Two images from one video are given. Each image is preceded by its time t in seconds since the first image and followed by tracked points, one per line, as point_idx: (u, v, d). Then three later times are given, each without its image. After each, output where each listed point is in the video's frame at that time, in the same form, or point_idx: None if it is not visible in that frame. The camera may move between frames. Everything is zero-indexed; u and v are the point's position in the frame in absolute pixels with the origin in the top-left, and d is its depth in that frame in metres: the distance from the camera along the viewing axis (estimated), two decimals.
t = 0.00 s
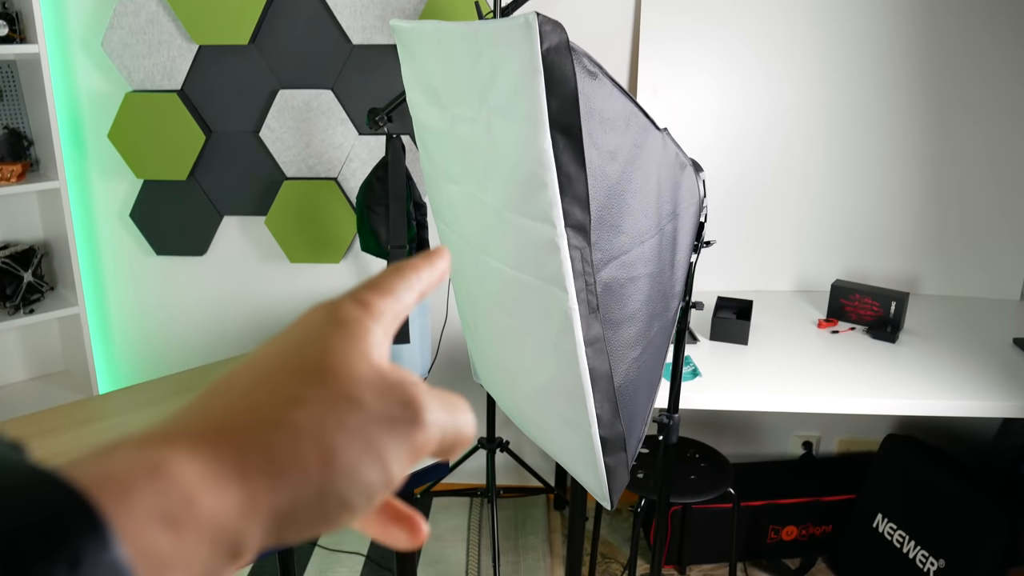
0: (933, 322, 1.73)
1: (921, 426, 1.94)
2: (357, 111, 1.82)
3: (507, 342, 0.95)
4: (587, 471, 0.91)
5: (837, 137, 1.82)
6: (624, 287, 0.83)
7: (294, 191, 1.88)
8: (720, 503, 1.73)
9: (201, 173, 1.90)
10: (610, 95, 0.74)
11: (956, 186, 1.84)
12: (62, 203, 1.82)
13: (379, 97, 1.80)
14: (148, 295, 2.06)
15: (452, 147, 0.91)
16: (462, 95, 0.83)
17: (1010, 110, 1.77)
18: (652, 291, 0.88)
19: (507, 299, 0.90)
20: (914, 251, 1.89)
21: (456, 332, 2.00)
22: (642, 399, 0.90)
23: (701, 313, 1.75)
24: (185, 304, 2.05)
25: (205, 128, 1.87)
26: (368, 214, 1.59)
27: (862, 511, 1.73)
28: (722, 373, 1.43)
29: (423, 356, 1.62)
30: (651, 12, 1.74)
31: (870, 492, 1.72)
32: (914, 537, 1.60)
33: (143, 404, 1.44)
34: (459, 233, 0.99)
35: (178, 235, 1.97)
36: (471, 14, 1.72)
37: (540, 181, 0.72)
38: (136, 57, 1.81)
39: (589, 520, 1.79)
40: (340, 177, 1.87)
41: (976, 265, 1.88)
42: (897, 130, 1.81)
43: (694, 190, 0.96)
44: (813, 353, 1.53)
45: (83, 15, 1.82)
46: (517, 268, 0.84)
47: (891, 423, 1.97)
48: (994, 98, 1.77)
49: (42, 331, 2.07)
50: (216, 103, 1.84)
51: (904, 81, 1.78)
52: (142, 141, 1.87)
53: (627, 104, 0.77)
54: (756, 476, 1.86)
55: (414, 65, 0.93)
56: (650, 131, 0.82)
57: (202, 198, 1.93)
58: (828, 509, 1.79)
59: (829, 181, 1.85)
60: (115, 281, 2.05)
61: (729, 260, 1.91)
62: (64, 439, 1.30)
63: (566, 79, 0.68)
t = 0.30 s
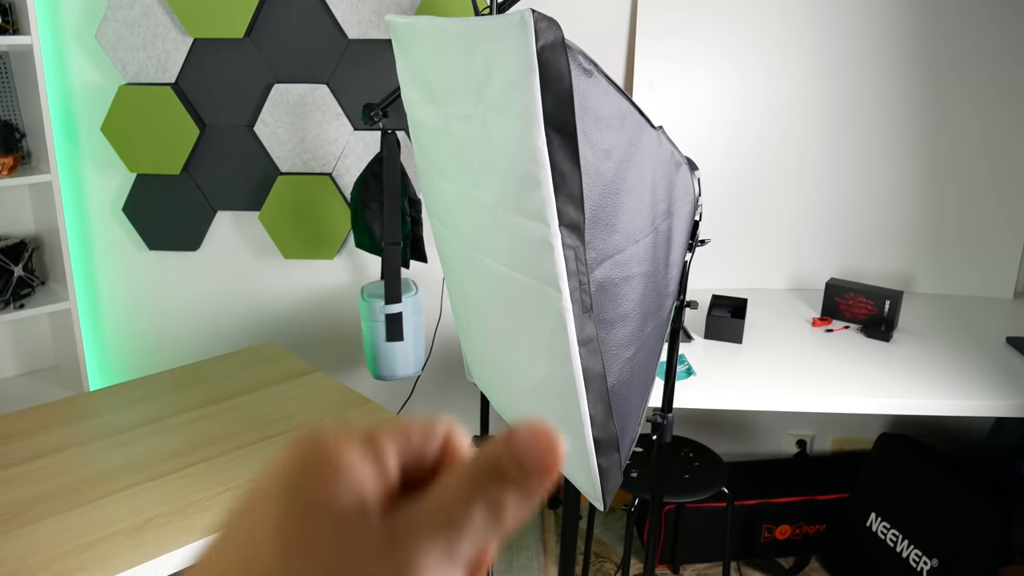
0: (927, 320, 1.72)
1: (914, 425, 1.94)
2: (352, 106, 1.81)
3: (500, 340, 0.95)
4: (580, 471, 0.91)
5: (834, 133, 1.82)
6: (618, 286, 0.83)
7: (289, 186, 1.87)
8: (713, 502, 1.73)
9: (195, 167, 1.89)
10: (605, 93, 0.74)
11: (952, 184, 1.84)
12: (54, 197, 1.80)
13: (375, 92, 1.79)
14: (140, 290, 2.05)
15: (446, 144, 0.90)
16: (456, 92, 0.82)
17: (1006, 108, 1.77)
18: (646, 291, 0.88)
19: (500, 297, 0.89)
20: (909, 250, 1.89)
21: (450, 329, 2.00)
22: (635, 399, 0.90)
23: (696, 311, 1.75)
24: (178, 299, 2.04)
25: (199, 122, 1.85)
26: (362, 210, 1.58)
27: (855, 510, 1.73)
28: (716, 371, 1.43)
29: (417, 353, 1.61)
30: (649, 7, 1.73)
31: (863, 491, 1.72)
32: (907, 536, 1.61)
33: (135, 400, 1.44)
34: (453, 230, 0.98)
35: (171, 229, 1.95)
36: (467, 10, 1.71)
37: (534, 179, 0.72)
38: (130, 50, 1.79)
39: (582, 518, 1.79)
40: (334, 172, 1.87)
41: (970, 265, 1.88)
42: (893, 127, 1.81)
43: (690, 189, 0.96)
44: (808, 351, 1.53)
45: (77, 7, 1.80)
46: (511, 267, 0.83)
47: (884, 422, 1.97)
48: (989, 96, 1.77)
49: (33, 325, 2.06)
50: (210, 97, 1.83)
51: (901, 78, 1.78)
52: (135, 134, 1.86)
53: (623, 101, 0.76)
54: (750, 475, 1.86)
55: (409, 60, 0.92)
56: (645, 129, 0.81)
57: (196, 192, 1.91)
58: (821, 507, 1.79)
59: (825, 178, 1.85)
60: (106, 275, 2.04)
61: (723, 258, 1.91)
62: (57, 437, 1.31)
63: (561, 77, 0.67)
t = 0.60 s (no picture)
0: (917, 327, 1.73)
1: (905, 431, 1.94)
2: (340, 115, 1.80)
3: (487, 351, 0.94)
4: (569, 484, 0.90)
5: (823, 139, 1.83)
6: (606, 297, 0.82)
7: (276, 196, 1.85)
8: (704, 511, 1.72)
9: (181, 177, 1.88)
10: (591, 102, 0.73)
11: (940, 189, 1.84)
12: (39, 207, 1.79)
13: (362, 100, 1.78)
14: (127, 300, 2.03)
15: (432, 155, 0.90)
16: (441, 102, 0.82)
17: (992, 113, 1.78)
18: (634, 301, 0.87)
19: (487, 308, 0.88)
20: (898, 256, 1.89)
21: (439, 338, 1.99)
22: (624, 410, 0.89)
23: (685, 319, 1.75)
24: (164, 309, 2.03)
25: (185, 131, 1.84)
26: (349, 219, 1.57)
27: (847, 517, 1.73)
28: (706, 380, 1.43)
29: (406, 363, 1.60)
30: (639, 14, 1.74)
31: (856, 498, 1.72)
32: (898, 544, 1.61)
33: (122, 413, 1.42)
34: (440, 241, 0.97)
35: (157, 239, 1.94)
36: (454, 18, 1.71)
37: (520, 190, 0.71)
38: (116, 59, 1.78)
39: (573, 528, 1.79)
40: (322, 182, 1.86)
41: (958, 270, 1.89)
42: (881, 133, 1.82)
43: (677, 198, 0.95)
44: (797, 358, 1.53)
45: (63, 16, 1.79)
46: (498, 278, 0.83)
47: (874, 429, 1.97)
48: (976, 102, 1.78)
49: (18, 336, 2.04)
50: (196, 106, 1.82)
51: (889, 83, 1.78)
52: (121, 144, 1.84)
53: (608, 112, 0.76)
54: (741, 483, 1.86)
55: (394, 70, 0.92)
56: (631, 139, 0.81)
57: (182, 202, 1.90)
58: (812, 515, 1.79)
59: (814, 184, 1.85)
60: (92, 286, 2.02)
61: (712, 265, 1.91)
62: (42, 450, 1.29)
63: (546, 87, 0.66)
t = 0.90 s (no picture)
0: (911, 329, 1.73)
1: (900, 435, 1.94)
2: (330, 121, 1.79)
3: (478, 359, 0.93)
4: (561, 492, 0.89)
5: (815, 142, 1.82)
6: (597, 303, 0.81)
7: (267, 202, 1.84)
8: (700, 516, 1.71)
9: (171, 184, 1.87)
10: (580, 107, 0.73)
11: (932, 192, 1.85)
12: (28, 216, 1.77)
13: (352, 106, 1.78)
14: (117, 308, 2.01)
15: (421, 160, 0.89)
16: (429, 107, 0.81)
17: (984, 115, 1.79)
18: (625, 307, 0.86)
19: (477, 315, 0.87)
20: (892, 258, 1.89)
21: (432, 344, 1.98)
22: (616, 417, 0.88)
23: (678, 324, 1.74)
24: (155, 317, 2.01)
25: (175, 138, 1.83)
26: (340, 225, 1.56)
27: (843, 521, 1.73)
28: (699, 384, 1.42)
29: (398, 370, 1.59)
30: (632, 18, 1.74)
31: (851, 502, 1.72)
32: (895, 548, 1.60)
33: (112, 422, 1.40)
34: (430, 247, 0.96)
35: (147, 247, 1.93)
36: (444, 24, 1.71)
37: (508, 196, 0.71)
38: (105, 67, 1.77)
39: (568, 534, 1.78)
40: (313, 188, 1.85)
41: (951, 272, 1.89)
42: (873, 136, 1.82)
43: (668, 202, 0.95)
44: (790, 362, 1.53)
45: (51, 23, 1.78)
46: (487, 284, 0.82)
47: (869, 432, 1.97)
48: (967, 105, 1.79)
49: (7, 345, 2.02)
50: (186, 113, 1.81)
51: (881, 86, 1.79)
52: (110, 152, 1.83)
53: (597, 116, 0.75)
54: (735, 487, 1.85)
55: (382, 75, 0.91)
56: (621, 143, 0.80)
57: (172, 210, 1.89)
58: (808, 519, 1.79)
59: (807, 187, 1.85)
60: (82, 295, 2.00)
61: (705, 269, 1.90)
62: (30, 461, 1.27)
63: (534, 92, 0.66)
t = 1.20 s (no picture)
0: (911, 331, 1.72)
1: (900, 437, 1.94)
2: (327, 125, 1.79)
3: (477, 363, 0.93)
4: (561, 497, 0.88)
5: (813, 143, 1.82)
6: (596, 307, 0.81)
7: (264, 206, 1.84)
8: (700, 520, 1.71)
9: (168, 189, 1.86)
10: (578, 110, 0.72)
11: (931, 193, 1.85)
12: (25, 221, 1.76)
13: (349, 110, 1.77)
14: (114, 314, 2.01)
15: (418, 165, 0.88)
16: (427, 111, 0.80)
17: (982, 116, 1.79)
18: (624, 310, 0.86)
19: (476, 319, 0.87)
20: (891, 260, 1.89)
21: (430, 348, 1.97)
22: (616, 421, 0.88)
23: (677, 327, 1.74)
24: (153, 322, 2.01)
25: (172, 143, 1.83)
26: (338, 230, 1.56)
27: (844, 525, 1.72)
28: (699, 387, 1.42)
29: (397, 375, 1.59)
30: (631, 21, 1.74)
31: (852, 505, 1.71)
32: (897, 551, 1.60)
33: (109, 428, 1.40)
34: (428, 251, 0.96)
35: (145, 252, 1.92)
36: (441, 27, 1.71)
37: (506, 200, 0.70)
38: (102, 72, 1.77)
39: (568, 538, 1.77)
40: (310, 192, 1.84)
41: (950, 273, 1.89)
42: (872, 136, 1.82)
43: (667, 205, 0.95)
44: (790, 364, 1.53)
45: (47, 28, 1.78)
46: (486, 289, 0.81)
47: (870, 434, 1.97)
48: (965, 105, 1.79)
49: (5, 351, 2.01)
50: (183, 118, 1.80)
51: (879, 87, 1.79)
52: (107, 157, 1.83)
53: (595, 120, 0.75)
54: (735, 491, 1.85)
55: (379, 80, 0.91)
56: (619, 146, 0.80)
57: (169, 215, 1.88)
58: (808, 522, 1.78)
59: (805, 189, 1.85)
60: (80, 300, 2.00)
61: (704, 272, 1.90)
62: (27, 468, 1.27)
63: (531, 97, 0.65)
